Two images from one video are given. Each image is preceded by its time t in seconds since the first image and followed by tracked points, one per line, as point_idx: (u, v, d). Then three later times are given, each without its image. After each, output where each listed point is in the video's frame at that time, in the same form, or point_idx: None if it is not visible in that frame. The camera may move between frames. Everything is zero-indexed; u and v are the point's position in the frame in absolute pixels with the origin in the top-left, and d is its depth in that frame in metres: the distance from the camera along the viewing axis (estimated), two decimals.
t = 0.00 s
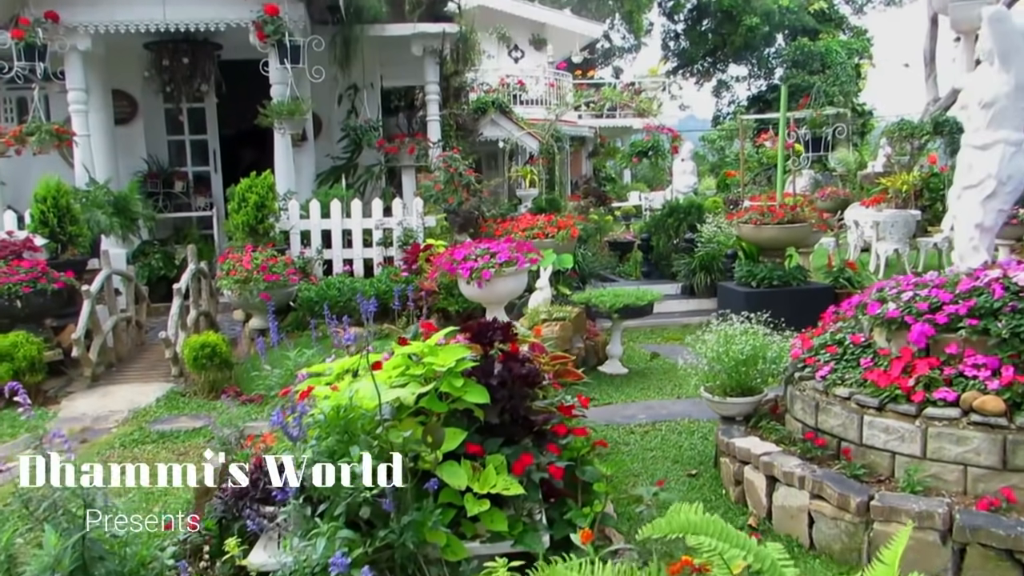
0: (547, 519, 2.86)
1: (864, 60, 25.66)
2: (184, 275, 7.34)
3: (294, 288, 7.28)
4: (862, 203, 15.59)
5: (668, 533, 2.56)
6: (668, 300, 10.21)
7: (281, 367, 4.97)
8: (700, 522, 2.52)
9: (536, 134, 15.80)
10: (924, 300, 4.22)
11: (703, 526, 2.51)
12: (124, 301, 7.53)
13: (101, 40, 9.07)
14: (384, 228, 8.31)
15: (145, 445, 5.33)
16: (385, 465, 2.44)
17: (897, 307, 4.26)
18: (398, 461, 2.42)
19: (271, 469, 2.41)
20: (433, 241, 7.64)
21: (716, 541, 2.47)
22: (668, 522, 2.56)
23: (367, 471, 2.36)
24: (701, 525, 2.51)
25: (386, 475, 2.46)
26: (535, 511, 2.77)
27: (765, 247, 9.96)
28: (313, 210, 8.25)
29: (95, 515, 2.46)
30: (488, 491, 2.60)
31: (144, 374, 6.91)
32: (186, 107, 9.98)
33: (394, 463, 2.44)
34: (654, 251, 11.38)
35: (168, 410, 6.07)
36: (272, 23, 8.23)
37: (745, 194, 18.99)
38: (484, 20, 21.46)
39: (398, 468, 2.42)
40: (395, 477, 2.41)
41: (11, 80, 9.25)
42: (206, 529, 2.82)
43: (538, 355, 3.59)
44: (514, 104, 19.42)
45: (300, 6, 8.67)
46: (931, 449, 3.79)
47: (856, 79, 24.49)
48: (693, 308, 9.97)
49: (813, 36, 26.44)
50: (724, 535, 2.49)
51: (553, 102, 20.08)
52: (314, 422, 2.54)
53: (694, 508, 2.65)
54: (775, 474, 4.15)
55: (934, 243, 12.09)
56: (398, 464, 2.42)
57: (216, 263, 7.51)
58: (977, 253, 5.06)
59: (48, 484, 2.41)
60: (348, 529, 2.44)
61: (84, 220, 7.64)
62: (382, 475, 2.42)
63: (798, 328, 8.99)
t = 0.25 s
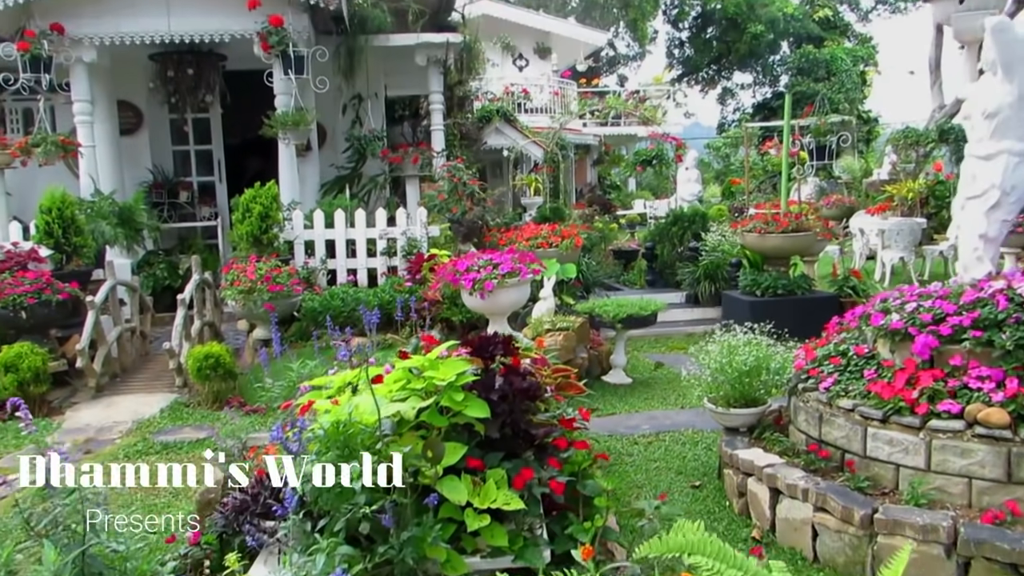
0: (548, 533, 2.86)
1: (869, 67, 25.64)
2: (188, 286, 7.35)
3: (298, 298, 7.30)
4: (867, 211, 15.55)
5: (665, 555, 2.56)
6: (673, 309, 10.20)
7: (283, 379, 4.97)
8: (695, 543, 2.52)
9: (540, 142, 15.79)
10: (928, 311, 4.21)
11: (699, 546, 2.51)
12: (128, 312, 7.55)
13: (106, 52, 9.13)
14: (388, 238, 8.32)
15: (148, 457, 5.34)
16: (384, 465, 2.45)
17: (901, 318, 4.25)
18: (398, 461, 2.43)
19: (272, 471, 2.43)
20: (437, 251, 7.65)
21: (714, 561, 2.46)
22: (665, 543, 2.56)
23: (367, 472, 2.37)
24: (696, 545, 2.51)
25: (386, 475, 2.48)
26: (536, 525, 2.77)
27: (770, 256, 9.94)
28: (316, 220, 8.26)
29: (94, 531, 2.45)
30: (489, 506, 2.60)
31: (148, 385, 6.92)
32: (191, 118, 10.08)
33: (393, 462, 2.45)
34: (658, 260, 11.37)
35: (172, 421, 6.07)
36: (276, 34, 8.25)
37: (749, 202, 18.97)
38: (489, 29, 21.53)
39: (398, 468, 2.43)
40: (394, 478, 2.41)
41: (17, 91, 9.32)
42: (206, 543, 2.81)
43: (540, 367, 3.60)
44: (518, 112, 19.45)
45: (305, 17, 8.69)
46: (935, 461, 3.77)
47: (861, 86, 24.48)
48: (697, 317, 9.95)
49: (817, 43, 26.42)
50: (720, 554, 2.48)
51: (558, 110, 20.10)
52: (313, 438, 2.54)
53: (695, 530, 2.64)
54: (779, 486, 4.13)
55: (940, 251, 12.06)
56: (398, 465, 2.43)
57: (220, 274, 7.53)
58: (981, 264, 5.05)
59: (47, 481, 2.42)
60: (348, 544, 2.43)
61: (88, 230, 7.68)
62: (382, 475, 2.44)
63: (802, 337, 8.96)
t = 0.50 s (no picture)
0: (550, 549, 2.85)
1: (875, 75, 25.61)
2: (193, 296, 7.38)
3: (302, 309, 7.31)
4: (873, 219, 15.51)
5: None
6: (678, 318, 10.18)
7: (287, 390, 4.98)
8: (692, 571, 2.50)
9: (546, 151, 15.79)
10: (932, 324, 4.20)
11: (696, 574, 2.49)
12: (134, 322, 7.58)
13: (113, 62, 9.19)
14: (392, 248, 8.34)
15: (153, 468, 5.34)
16: (384, 465, 2.47)
17: (905, 331, 4.23)
18: (398, 462, 2.45)
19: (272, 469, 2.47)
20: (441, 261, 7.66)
21: None
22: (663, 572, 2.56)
23: (370, 472, 2.39)
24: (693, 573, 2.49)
25: (386, 476, 2.50)
26: (538, 541, 2.76)
27: (775, 265, 9.91)
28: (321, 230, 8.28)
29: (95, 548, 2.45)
30: (490, 522, 2.59)
31: (153, 395, 6.93)
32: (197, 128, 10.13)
33: (393, 463, 2.46)
34: (663, 269, 11.35)
35: (176, 431, 6.08)
36: (282, 44, 8.28)
37: (755, 210, 18.95)
38: (494, 39, 21.64)
39: (398, 469, 2.44)
40: (394, 477, 2.43)
41: (24, 102, 9.40)
42: (208, 558, 2.81)
43: (543, 381, 3.59)
44: (524, 121, 19.50)
45: (310, 28, 8.72)
46: (940, 475, 3.75)
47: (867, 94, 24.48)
48: (703, 326, 9.93)
49: (823, 51, 26.41)
50: None
51: (563, 119, 20.13)
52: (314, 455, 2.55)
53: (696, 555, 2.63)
54: (783, 499, 4.11)
55: (946, 259, 12.01)
56: (398, 465, 2.44)
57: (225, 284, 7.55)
58: (986, 276, 5.07)
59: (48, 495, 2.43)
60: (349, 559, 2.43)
61: (94, 241, 7.73)
62: (382, 475, 2.47)
63: (807, 348, 8.94)
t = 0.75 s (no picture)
0: (553, 562, 2.86)
1: (880, 81, 25.58)
2: (197, 305, 7.40)
3: (307, 318, 7.33)
4: (879, 226, 15.47)
5: None
6: (682, 326, 10.16)
7: (290, 400, 4.99)
8: None
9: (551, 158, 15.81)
10: (937, 334, 4.18)
11: None
12: (138, 331, 7.60)
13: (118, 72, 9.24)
14: (397, 256, 8.35)
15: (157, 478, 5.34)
16: (384, 466, 2.52)
17: (909, 341, 4.22)
18: (398, 462, 2.48)
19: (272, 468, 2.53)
20: (445, 269, 7.68)
21: None
22: None
23: (370, 471, 2.44)
24: None
25: (386, 475, 2.53)
26: (540, 554, 2.76)
27: (780, 273, 9.89)
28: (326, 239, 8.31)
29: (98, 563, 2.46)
30: (492, 535, 2.59)
31: (157, 405, 6.94)
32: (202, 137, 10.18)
33: (393, 463, 2.51)
34: (668, 277, 11.34)
35: (181, 441, 6.08)
36: (286, 54, 8.31)
37: (760, 217, 18.92)
38: (498, 47, 21.74)
39: (398, 470, 2.47)
40: (395, 478, 2.48)
41: (30, 112, 9.47)
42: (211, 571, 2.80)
43: (546, 392, 3.58)
44: (528, 128, 19.54)
45: (315, 37, 8.74)
46: (945, 486, 3.73)
47: (872, 100, 24.47)
48: (708, 334, 9.91)
49: (828, 58, 26.39)
50: None
51: (568, 127, 20.16)
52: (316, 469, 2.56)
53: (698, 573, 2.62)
54: (787, 509, 4.10)
55: (952, 266, 11.97)
56: (398, 465, 2.48)
57: (230, 293, 7.57)
58: (990, 285, 5.06)
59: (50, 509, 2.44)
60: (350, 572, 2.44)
61: (99, 251, 7.79)
62: (382, 476, 2.51)
63: (813, 356, 8.93)
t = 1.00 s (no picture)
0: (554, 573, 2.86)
1: (884, 87, 25.59)
2: (200, 313, 7.41)
3: (309, 326, 7.34)
4: (882, 233, 15.46)
5: None
6: (686, 333, 10.16)
7: (292, 409, 5.00)
8: None
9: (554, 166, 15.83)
10: (939, 343, 4.18)
11: None
12: (142, 340, 7.62)
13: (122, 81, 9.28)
14: (399, 264, 8.37)
15: (159, 487, 5.35)
16: (384, 464, 2.54)
17: (911, 350, 4.21)
18: (398, 462, 2.51)
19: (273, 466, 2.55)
20: (448, 278, 7.69)
21: None
22: None
23: (370, 470, 2.47)
24: None
25: (388, 475, 2.55)
26: (540, 566, 2.75)
27: (782, 280, 9.86)
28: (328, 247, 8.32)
29: None
30: (492, 547, 2.59)
31: (160, 414, 6.95)
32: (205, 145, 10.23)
33: (393, 462, 2.53)
34: (671, 285, 11.33)
35: (183, 450, 6.09)
36: (289, 62, 8.35)
37: (763, 223, 18.91)
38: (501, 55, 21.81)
39: (398, 468, 2.50)
40: (396, 476, 2.50)
41: (35, 121, 9.52)
42: None
43: (546, 402, 3.57)
44: (531, 136, 19.59)
45: (317, 46, 8.78)
46: (947, 496, 3.72)
47: (875, 107, 24.48)
48: (711, 342, 9.89)
49: (831, 64, 26.41)
50: None
51: (571, 134, 20.20)
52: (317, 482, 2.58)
53: None
54: (789, 519, 4.09)
55: (957, 273, 11.95)
56: (398, 465, 2.50)
57: (232, 302, 7.59)
58: (993, 295, 5.01)
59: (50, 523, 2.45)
60: None
61: (102, 260, 7.82)
62: (383, 475, 2.53)
63: (814, 364, 8.90)
